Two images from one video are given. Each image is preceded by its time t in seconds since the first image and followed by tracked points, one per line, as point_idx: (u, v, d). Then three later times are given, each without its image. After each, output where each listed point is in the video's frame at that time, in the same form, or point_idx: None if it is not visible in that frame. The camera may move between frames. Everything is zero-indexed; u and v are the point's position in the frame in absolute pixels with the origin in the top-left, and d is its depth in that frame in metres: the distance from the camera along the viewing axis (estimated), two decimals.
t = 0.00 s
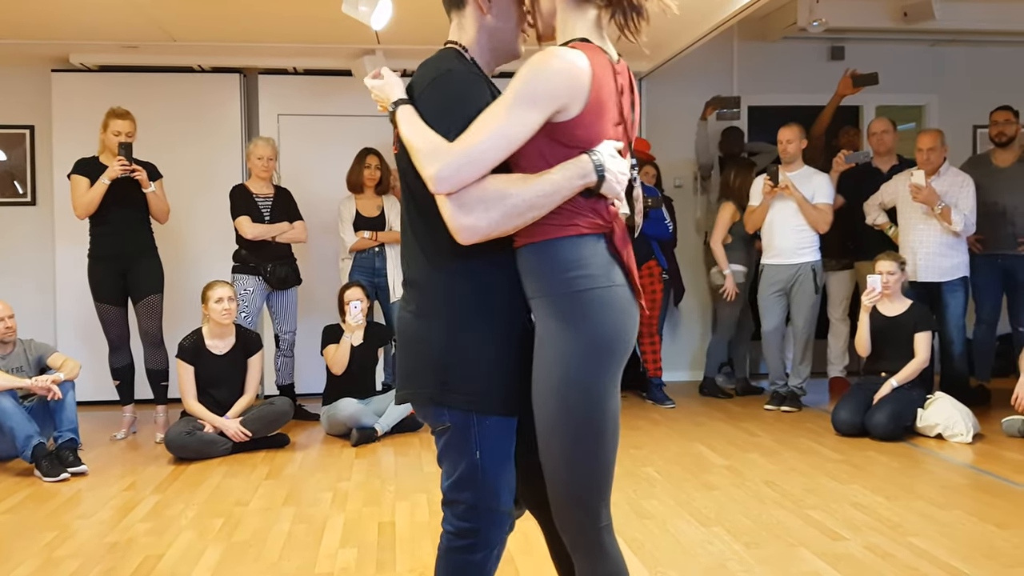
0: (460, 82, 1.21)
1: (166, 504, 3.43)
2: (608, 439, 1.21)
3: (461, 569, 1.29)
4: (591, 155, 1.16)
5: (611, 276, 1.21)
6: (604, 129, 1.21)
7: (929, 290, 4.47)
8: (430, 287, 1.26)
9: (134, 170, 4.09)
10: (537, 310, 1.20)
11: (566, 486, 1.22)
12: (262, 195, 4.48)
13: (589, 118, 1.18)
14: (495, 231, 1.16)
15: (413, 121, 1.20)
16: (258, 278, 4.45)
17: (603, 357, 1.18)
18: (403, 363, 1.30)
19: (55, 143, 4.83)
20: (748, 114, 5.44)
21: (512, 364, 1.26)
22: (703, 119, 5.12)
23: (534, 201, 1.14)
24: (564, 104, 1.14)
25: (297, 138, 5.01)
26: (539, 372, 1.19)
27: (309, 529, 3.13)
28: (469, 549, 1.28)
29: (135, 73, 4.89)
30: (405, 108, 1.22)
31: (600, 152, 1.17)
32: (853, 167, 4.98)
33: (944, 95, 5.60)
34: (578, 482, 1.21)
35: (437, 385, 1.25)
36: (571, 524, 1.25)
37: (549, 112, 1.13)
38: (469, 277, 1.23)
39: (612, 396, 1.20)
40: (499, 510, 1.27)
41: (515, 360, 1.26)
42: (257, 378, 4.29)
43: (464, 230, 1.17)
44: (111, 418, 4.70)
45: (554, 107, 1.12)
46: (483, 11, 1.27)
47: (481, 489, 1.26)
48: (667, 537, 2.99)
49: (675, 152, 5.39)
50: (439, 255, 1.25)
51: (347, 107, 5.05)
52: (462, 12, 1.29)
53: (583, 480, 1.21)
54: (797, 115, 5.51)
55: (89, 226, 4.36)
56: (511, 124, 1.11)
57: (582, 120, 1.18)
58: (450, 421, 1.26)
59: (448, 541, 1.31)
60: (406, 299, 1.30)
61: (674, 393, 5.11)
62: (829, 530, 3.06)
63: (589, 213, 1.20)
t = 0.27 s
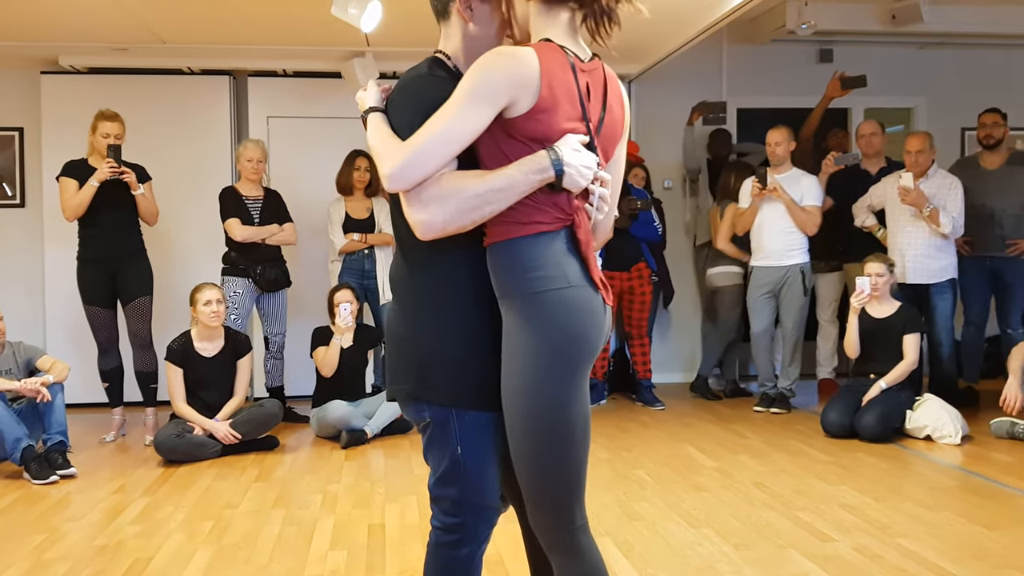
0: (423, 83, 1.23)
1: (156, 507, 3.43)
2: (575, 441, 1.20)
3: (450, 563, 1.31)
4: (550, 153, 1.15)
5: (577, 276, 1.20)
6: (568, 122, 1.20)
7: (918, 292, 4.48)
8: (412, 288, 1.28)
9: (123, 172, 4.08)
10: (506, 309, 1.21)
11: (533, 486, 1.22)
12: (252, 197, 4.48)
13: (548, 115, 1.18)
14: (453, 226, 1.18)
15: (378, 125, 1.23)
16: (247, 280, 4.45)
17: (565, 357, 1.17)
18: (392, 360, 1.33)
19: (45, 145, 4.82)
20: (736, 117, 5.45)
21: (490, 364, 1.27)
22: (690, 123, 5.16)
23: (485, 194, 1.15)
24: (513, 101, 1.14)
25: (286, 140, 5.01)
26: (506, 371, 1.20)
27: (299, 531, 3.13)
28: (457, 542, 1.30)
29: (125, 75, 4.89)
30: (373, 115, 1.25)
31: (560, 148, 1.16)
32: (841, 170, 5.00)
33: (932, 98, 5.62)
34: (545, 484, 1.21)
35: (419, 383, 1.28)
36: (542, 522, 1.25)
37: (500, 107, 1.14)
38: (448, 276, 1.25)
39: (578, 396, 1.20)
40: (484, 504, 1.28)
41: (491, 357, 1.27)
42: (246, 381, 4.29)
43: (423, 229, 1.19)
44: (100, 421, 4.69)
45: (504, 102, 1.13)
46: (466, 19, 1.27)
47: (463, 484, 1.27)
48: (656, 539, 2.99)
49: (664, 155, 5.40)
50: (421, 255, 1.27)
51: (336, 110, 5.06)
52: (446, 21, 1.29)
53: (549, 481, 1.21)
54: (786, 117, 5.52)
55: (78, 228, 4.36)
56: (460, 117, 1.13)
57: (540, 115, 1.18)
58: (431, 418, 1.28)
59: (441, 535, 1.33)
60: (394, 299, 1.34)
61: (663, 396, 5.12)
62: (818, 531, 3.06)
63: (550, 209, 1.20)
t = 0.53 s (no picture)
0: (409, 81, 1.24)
1: (149, 510, 3.43)
2: (554, 442, 1.20)
3: (434, 563, 1.30)
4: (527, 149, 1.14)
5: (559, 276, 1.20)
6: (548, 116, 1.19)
7: (911, 295, 4.48)
8: (402, 284, 1.28)
9: (117, 176, 4.09)
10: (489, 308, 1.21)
11: (513, 486, 1.22)
12: (245, 200, 4.49)
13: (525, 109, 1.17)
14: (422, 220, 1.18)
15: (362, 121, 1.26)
16: (241, 283, 4.45)
17: (546, 358, 1.17)
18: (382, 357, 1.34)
19: (39, 149, 4.83)
20: (728, 120, 5.45)
21: (475, 362, 1.27)
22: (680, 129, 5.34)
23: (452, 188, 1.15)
24: (485, 94, 1.15)
25: (280, 144, 5.02)
26: (487, 373, 1.21)
27: (292, 534, 3.13)
28: (440, 543, 1.30)
29: (119, 79, 4.90)
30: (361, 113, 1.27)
31: (538, 143, 1.14)
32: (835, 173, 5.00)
33: (924, 101, 5.62)
34: (524, 486, 1.21)
35: (407, 379, 1.28)
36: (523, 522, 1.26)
37: (474, 101, 1.15)
38: (439, 274, 1.25)
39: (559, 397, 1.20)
40: (469, 503, 1.28)
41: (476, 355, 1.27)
42: (240, 384, 4.29)
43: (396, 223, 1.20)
44: (94, 424, 4.70)
45: (476, 95, 1.14)
46: (459, 24, 1.27)
47: (448, 483, 1.27)
48: (648, 542, 2.99)
49: (656, 158, 5.40)
50: (410, 252, 1.27)
51: (330, 113, 5.07)
52: (443, 29, 1.30)
53: (528, 482, 1.21)
54: (778, 120, 5.52)
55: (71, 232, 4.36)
56: (425, 113, 1.13)
57: (518, 109, 1.17)
58: (417, 415, 1.28)
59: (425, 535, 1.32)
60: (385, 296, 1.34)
61: (657, 399, 5.11)
62: (812, 534, 3.06)
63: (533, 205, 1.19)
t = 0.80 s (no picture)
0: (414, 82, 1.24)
1: (144, 514, 3.42)
2: (548, 446, 1.18)
3: (429, 567, 1.29)
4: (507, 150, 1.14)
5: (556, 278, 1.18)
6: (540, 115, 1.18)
7: (906, 296, 4.50)
8: (398, 286, 1.28)
9: (112, 178, 4.08)
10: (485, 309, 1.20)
11: (503, 489, 1.20)
12: (241, 202, 4.48)
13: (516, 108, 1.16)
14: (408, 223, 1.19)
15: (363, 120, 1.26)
16: (237, 285, 4.44)
17: (539, 360, 1.16)
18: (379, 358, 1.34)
19: (33, 150, 4.81)
20: (725, 122, 5.46)
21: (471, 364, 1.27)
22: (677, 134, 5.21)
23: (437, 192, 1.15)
24: (479, 93, 1.14)
25: (275, 146, 5.01)
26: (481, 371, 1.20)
27: (288, 537, 3.12)
28: (434, 546, 1.29)
29: (113, 80, 4.89)
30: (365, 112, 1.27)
31: (519, 146, 1.13)
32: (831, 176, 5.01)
33: (919, 103, 5.64)
34: (517, 488, 1.19)
35: (401, 381, 1.28)
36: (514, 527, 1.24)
37: (468, 100, 1.14)
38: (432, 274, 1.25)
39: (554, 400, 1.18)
40: (464, 508, 1.27)
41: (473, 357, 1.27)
42: (236, 387, 4.28)
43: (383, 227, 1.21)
44: (88, 427, 4.68)
45: (471, 94, 1.14)
46: (465, 28, 1.27)
47: (442, 486, 1.26)
48: (645, 544, 2.99)
49: (652, 160, 5.41)
50: (405, 253, 1.28)
51: (326, 115, 5.06)
52: (450, 34, 1.29)
53: (521, 485, 1.19)
54: (774, 123, 5.53)
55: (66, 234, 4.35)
56: (420, 113, 1.13)
57: (509, 110, 1.17)
58: (411, 417, 1.28)
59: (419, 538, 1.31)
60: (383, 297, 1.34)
61: (653, 401, 5.12)
62: (808, 536, 3.07)
63: (523, 206, 1.18)
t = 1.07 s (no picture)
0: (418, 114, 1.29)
1: (144, 514, 3.43)
2: (510, 444, 1.18)
3: (428, 559, 1.35)
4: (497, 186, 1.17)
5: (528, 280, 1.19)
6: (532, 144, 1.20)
7: (906, 297, 4.49)
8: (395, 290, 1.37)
9: (112, 179, 4.09)
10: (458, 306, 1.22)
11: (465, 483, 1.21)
12: (240, 203, 4.49)
13: (511, 146, 1.19)
14: (415, 260, 1.26)
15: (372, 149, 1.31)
16: (236, 286, 4.45)
17: (500, 358, 1.16)
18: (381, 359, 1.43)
19: (34, 151, 4.82)
20: (723, 122, 5.46)
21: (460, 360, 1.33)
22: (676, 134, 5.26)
23: (436, 235, 1.21)
24: (477, 134, 1.18)
25: (275, 146, 5.02)
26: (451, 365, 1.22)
27: (287, 537, 3.13)
28: (433, 537, 1.35)
29: (113, 81, 4.90)
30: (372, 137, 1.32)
31: (507, 180, 1.17)
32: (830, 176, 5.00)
33: (919, 104, 5.63)
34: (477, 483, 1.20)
35: (395, 378, 1.36)
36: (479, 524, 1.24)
37: (467, 141, 1.18)
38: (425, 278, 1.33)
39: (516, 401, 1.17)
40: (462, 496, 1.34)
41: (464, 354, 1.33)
42: (236, 388, 4.28)
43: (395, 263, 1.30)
44: (88, 428, 4.69)
45: (470, 136, 1.17)
46: (472, 47, 1.31)
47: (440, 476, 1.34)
48: (643, 544, 2.99)
49: (650, 161, 5.41)
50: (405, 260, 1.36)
51: (325, 116, 5.07)
52: (459, 50, 1.34)
53: (482, 481, 1.20)
54: (773, 123, 5.52)
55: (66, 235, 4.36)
56: (419, 157, 1.18)
57: (504, 140, 1.19)
58: (406, 412, 1.36)
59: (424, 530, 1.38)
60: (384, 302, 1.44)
61: (652, 401, 5.12)
62: (806, 537, 3.06)
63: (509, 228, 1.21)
